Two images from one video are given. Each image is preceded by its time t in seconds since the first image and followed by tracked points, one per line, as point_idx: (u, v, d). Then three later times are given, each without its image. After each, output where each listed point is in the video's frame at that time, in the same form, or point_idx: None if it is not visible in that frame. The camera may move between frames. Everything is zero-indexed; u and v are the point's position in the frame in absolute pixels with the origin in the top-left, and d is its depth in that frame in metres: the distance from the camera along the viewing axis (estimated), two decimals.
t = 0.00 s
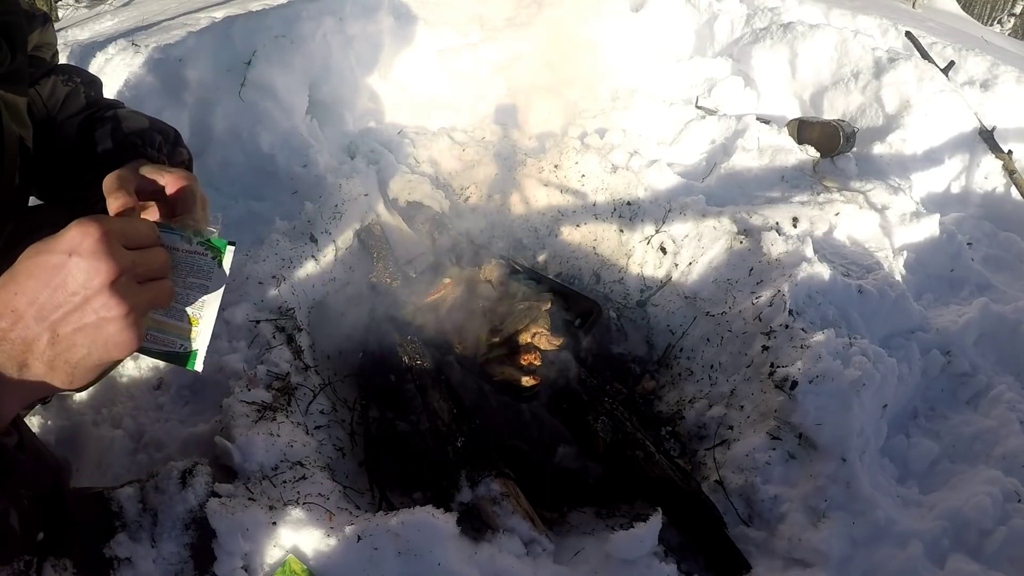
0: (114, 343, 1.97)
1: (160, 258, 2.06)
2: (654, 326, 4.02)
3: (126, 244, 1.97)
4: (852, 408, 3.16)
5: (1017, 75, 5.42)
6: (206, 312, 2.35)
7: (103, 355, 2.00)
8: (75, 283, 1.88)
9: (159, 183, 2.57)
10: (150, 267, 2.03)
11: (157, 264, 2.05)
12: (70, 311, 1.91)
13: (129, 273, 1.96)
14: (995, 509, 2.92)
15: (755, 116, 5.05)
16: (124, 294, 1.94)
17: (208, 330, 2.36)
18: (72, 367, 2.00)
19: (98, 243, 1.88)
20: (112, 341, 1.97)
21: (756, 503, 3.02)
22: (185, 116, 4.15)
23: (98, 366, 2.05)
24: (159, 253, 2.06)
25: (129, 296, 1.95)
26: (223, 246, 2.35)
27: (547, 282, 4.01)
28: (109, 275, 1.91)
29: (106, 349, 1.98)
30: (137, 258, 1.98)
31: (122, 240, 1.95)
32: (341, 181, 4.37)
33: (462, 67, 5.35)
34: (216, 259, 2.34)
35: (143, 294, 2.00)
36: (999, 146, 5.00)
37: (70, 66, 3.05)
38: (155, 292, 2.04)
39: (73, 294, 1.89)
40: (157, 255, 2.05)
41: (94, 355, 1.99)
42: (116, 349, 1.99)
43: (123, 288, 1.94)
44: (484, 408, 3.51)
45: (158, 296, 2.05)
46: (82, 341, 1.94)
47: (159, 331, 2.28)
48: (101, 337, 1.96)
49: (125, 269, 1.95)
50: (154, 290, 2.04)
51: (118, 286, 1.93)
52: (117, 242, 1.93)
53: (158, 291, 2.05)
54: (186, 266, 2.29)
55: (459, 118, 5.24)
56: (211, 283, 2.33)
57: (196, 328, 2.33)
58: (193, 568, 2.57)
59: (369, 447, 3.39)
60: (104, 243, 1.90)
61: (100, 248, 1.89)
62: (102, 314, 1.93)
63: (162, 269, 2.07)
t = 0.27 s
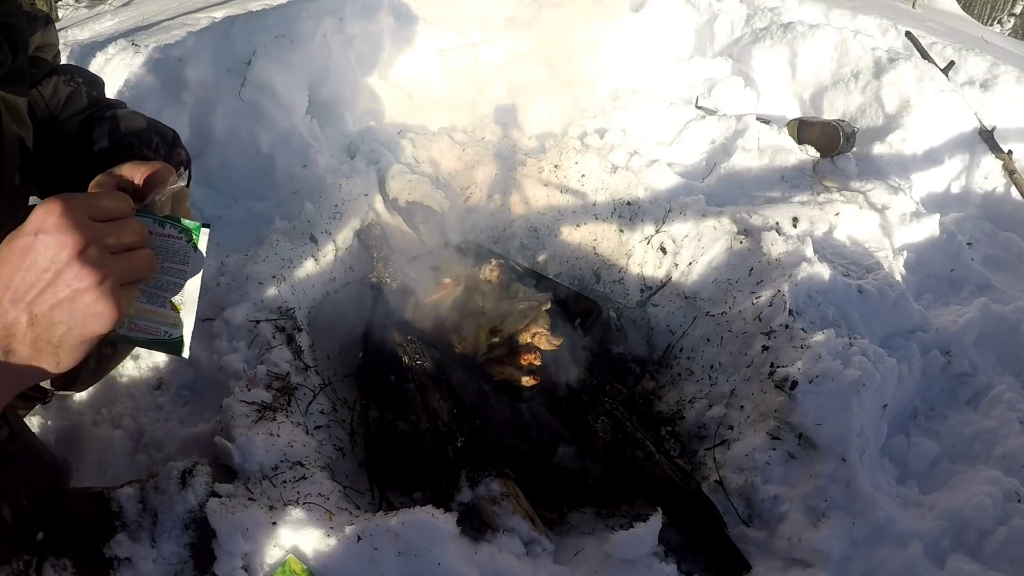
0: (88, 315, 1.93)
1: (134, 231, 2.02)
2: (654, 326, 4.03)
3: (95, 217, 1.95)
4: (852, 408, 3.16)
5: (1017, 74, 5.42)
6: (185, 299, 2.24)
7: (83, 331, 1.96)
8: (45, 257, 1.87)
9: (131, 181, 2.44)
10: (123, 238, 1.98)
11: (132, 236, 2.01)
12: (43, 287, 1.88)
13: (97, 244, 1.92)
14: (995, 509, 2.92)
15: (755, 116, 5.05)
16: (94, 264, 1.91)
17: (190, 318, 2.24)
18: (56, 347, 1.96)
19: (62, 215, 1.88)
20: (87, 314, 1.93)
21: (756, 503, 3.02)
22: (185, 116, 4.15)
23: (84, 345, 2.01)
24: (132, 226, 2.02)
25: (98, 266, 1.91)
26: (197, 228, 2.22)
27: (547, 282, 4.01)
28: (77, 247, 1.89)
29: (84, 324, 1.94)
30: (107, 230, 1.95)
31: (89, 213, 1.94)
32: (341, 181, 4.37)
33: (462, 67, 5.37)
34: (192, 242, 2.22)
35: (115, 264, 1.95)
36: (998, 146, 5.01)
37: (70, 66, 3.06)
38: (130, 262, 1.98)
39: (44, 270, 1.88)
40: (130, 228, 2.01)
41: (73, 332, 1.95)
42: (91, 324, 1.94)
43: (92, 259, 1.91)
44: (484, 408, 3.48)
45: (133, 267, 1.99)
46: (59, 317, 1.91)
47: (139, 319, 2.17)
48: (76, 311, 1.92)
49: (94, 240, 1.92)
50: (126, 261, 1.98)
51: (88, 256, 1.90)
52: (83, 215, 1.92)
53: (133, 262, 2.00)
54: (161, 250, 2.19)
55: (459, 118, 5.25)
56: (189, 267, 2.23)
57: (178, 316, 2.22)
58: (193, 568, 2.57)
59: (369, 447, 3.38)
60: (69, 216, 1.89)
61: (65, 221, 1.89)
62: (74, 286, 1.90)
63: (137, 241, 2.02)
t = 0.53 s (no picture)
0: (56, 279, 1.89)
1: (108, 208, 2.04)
2: (654, 326, 4.03)
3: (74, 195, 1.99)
4: (852, 408, 3.16)
5: (1017, 75, 5.42)
6: (192, 263, 2.22)
7: (52, 301, 1.90)
8: (19, 223, 1.87)
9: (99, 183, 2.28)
10: (94, 211, 1.99)
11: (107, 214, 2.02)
12: (16, 253, 1.87)
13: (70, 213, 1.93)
14: (995, 509, 2.92)
15: (755, 116, 5.04)
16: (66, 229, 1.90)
17: (207, 279, 2.24)
18: (26, 319, 1.91)
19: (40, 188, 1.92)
20: (56, 279, 1.88)
21: (756, 503, 3.02)
22: (185, 116, 4.15)
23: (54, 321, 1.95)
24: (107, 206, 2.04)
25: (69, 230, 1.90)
26: (162, 190, 2.20)
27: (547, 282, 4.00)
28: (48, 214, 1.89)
29: (53, 291, 1.89)
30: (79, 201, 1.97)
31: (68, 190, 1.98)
32: (341, 181, 4.37)
33: (462, 67, 5.38)
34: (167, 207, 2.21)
35: (88, 232, 1.94)
36: (999, 146, 5.00)
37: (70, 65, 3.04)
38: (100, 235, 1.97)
39: (18, 235, 1.87)
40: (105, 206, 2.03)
41: (43, 301, 1.90)
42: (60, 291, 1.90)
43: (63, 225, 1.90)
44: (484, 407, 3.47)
45: (105, 240, 1.98)
46: (30, 285, 1.87)
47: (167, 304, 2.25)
48: (46, 276, 1.88)
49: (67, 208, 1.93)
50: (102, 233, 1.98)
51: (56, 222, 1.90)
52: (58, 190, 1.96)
53: (105, 234, 1.98)
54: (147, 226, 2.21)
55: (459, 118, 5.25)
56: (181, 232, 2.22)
57: (196, 281, 2.24)
58: (193, 568, 2.57)
59: (369, 447, 3.38)
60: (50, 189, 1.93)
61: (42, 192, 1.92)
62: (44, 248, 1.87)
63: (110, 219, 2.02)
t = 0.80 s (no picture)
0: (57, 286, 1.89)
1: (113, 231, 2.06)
2: (654, 326, 4.03)
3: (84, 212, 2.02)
4: (852, 408, 3.16)
5: (1017, 75, 5.42)
6: (186, 265, 2.15)
7: (51, 307, 1.89)
8: (25, 226, 1.88)
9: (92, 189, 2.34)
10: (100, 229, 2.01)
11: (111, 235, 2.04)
12: (19, 256, 1.87)
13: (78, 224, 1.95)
14: (995, 509, 2.92)
15: (755, 116, 5.04)
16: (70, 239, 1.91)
17: (199, 284, 2.17)
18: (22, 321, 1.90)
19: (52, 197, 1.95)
20: (56, 285, 1.88)
21: (756, 503, 3.02)
22: (185, 116, 4.14)
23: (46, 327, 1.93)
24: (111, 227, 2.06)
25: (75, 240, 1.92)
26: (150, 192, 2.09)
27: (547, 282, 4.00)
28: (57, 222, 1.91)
29: (52, 297, 1.88)
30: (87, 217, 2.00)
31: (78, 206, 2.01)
32: (341, 181, 4.38)
33: (462, 67, 5.39)
34: (157, 208, 2.13)
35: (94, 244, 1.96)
36: (999, 146, 5.00)
37: (70, 62, 2.99)
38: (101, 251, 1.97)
39: (23, 238, 1.87)
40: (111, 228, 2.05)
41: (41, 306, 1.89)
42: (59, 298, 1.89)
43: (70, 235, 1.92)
44: (484, 408, 3.47)
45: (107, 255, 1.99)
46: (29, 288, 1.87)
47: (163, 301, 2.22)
48: (47, 282, 1.88)
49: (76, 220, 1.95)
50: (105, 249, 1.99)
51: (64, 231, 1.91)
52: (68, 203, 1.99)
53: (109, 246, 2.00)
54: (141, 225, 2.16)
55: (459, 118, 5.25)
56: (174, 234, 2.13)
57: (189, 284, 2.18)
58: (193, 568, 2.56)
59: (369, 447, 3.39)
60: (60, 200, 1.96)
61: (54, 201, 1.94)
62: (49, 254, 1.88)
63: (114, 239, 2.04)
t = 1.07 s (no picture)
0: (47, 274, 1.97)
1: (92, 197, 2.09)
2: (654, 326, 4.03)
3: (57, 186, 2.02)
4: (852, 408, 3.16)
5: (1017, 75, 5.42)
6: (160, 276, 2.27)
7: (42, 293, 1.99)
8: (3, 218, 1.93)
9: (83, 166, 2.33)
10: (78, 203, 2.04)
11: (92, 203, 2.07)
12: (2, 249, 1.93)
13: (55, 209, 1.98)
14: (995, 509, 2.92)
15: (755, 116, 5.04)
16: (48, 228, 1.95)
17: (165, 300, 2.28)
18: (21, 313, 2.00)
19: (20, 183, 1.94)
20: (45, 276, 1.96)
21: (756, 503, 3.02)
22: (185, 117, 4.15)
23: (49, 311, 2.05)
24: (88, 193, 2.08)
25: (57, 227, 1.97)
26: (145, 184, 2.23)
27: (547, 282, 4.00)
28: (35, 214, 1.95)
29: (46, 286, 1.98)
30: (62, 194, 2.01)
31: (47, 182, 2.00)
32: (341, 181, 4.39)
33: (462, 67, 5.35)
34: (147, 200, 2.24)
35: (76, 226, 2.01)
36: (999, 146, 5.00)
37: (71, 62, 3.03)
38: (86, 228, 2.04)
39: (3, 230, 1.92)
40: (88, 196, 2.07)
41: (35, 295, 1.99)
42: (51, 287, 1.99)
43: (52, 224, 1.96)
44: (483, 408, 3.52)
45: (92, 231, 2.06)
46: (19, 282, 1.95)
47: (128, 308, 2.32)
48: (36, 276, 1.96)
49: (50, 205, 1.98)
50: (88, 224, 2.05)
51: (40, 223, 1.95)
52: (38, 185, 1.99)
53: (93, 224, 2.06)
54: (128, 215, 2.27)
55: (459, 118, 5.25)
56: (155, 235, 2.25)
57: (156, 295, 2.29)
58: (193, 568, 2.56)
59: (369, 447, 3.39)
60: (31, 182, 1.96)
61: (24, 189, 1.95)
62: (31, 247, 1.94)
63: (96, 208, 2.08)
